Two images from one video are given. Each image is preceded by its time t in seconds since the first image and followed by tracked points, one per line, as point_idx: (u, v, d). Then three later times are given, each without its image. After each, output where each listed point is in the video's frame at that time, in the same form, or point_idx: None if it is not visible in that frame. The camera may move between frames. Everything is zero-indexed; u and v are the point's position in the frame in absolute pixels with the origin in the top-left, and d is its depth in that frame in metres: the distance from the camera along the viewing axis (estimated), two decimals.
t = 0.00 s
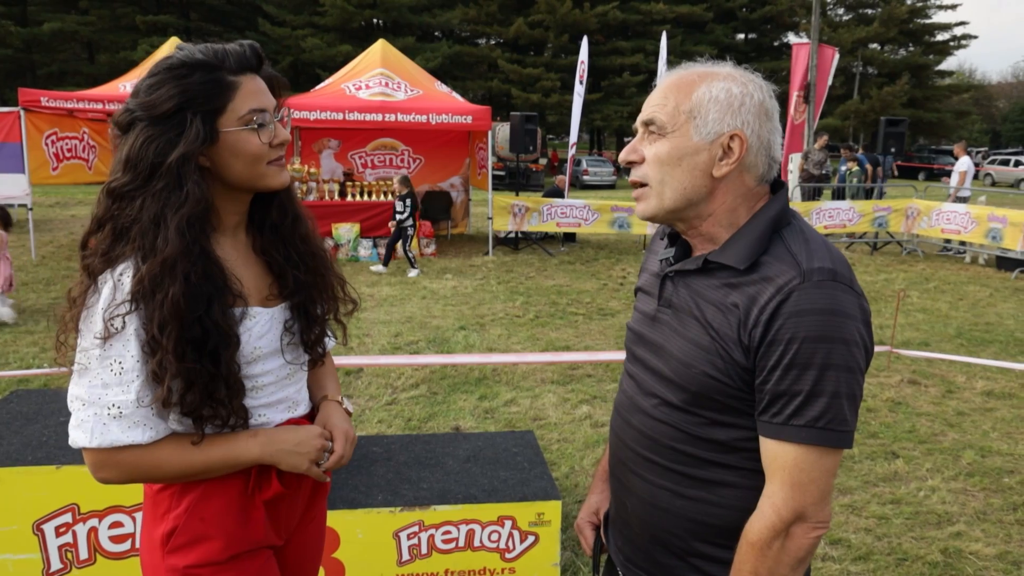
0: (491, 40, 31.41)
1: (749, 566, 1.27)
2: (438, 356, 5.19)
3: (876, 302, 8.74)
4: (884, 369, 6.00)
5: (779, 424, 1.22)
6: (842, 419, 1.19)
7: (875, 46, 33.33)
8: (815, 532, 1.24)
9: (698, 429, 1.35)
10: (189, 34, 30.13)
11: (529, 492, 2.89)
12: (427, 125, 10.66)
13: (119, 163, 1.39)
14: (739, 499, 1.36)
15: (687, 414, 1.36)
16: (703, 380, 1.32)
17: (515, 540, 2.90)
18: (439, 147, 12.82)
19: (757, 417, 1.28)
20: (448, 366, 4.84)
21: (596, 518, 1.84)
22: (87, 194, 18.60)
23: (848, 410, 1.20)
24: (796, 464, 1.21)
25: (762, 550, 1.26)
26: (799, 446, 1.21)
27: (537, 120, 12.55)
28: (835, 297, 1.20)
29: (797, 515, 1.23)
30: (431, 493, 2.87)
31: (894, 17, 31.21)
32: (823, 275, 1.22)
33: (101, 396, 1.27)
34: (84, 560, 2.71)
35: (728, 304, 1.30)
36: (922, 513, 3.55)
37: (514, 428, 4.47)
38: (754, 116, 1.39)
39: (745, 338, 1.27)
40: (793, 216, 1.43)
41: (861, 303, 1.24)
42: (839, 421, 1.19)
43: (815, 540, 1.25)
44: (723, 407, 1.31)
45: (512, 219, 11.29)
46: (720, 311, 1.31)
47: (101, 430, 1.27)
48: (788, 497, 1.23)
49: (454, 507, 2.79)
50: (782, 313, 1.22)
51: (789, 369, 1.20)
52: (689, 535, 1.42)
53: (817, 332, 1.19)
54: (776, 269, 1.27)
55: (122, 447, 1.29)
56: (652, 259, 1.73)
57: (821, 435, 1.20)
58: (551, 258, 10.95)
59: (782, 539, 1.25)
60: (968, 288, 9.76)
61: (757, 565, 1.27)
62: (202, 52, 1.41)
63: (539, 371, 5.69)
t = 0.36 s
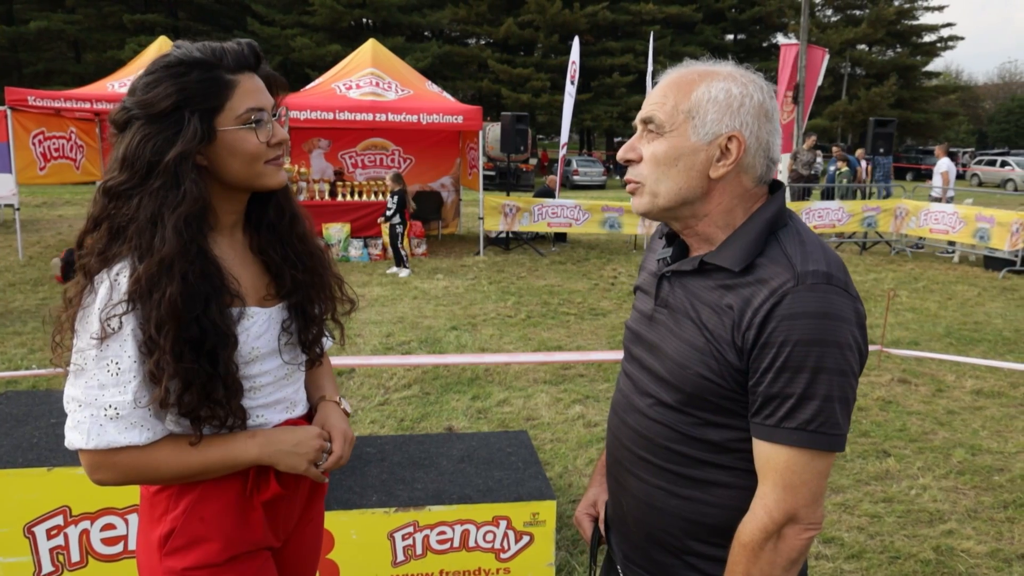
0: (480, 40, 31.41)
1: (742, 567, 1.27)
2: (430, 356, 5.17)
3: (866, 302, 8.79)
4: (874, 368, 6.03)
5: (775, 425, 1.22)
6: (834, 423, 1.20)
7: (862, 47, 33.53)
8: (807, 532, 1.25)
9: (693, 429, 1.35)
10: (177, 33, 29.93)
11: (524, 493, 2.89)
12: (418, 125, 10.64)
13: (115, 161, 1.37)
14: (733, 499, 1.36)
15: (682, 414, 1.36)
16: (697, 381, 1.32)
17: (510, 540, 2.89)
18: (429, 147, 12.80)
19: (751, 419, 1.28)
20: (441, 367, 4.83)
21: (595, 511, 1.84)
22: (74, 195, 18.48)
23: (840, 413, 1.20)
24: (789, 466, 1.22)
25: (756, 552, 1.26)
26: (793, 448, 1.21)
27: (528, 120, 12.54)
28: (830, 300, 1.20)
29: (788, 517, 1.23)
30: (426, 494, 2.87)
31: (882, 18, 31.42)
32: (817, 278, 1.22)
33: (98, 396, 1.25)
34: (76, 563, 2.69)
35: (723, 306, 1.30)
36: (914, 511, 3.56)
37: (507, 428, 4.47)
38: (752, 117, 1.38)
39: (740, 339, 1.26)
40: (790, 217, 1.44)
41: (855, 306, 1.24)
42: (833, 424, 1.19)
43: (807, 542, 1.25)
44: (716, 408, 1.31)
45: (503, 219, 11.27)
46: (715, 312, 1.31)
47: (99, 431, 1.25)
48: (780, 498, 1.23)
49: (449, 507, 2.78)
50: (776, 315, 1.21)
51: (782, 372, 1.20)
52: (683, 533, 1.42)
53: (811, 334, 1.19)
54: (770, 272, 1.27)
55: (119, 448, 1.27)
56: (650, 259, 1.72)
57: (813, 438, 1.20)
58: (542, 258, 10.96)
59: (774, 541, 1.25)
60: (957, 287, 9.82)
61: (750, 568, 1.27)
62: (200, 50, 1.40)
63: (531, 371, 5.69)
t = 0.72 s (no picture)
0: (471, 39, 31.43)
1: (750, 556, 1.26)
2: (424, 355, 5.18)
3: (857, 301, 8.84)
4: (865, 366, 6.07)
5: (777, 414, 1.23)
6: (839, 410, 1.20)
7: (852, 47, 33.74)
8: (814, 520, 1.24)
9: (695, 421, 1.36)
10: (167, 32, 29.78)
11: (520, 491, 2.89)
12: (411, 125, 10.64)
13: (117, 156, 1.37)
14: (737, 490, 1.36)
15: (686, 406, 1.36)
16: (701, 373, 1.33)
17: (506, 538, 2.91)
18: (421, 146, 12.79)
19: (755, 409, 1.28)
20: (435, 366, 4.83)
21: (591, 517, 1.84)
22: (63, 195, 18.37)
23: (844, 401, 1.21)
24: (795, 455, 1.21)
25: (762, 540, 1.25)
26: (797, 437, 1.21)
27: (520, 120, 12.56)
28: (831, 290, 1.22)
29: (795, 504, 1.23)
30: (422, 492, 2.87)
31: (871, 18, 31.64)
32: (819, 268, 1.23)
33: (99, 392, 1.24)
34: (71, 563, 2.69)
35: (725, 299, 1.31)
36: (906, 507, 3.59)
37: (501, 427, 4.48)
38: (754, 113, 1.39)
39: (743, 331, 1.27)
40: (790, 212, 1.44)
41: (857, 297, 1.25)
42: (837, 411, 1.20)
43: (813, 528, 1.24)
44: (720, 400, 1.32)
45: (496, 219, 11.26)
46: (717, 304, 1.32)
47: (100, 427, 1.25)
48: (787, 487, 1.22)
49: (445, 505, 2.79)
50: (780, 306, 1.22)
51: (787, 361, 1.21)
52: (687, 527, 1.42)
53: (811, 324, 1.20)
54: (772, 263, 1.28)
55: (121, 444, 1.26)
56: (649, 256, 1.73)
57: (818, 425, 1.20)
58: (535, 258, 10.97)
59: (780, 530, 1.24)
60: (947, 286, 9.89)
61: (760, 556, 1.25)
62: (203, 47, 1.40)
63: (524, 371, 5.69)
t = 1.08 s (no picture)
0: (464, 40, 31.50)
1: (739, 541, 1.21)
2: (419, 354, 5.23)
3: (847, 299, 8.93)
4: (855, 364, 6.14)
5: (767, 399, 1.18)
6: (824, 392, 1.16)
7: (843, 48, 33.95)
8: (800, 500, 1.19)
9: (688, 407, 1.28)
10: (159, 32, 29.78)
11: (514, 485, 2.94)
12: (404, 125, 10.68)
13: (126, 156, 1.41)
14: (729, 476, 1.28)
15: (679, 393, 1.29)
16: (694, 358, 1.26)
17: (501, 532, 2.96)
18: (415, 146, 12.83)
19: (745, 394, 1.23)
20: (430, 364, 4.87)
21: (580, 513, 1.72)
22: (56, 195, 18.37)
23: (830, 382, 1.17)
24: (781, 435, 1.18)
25: (751, 519, 1.20)
26: (785, 418, 1.17)
27: (513, 120, 12.61)
28: (819, 281, 1.18)
29: (781, 484, 1.19)
30: (418, 486, 2.92)
31: (862, 19, 31.86)
32: (807, 259, 1.20)
33: (109, 384, 1.29)
34: (71, 556, 2.77)
35: (716, 287, 1.26)
36: (893, 502, 3.66)
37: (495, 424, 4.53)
38: (730, 115, 1.37)
39: (734, 317, 1.22)
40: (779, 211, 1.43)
41: (842, 285, 1.22)
42: (823, 394, 1.16)
43: (800, 508, 1.20)
44: (714, 384, 1.25)
45: (489, 219, 11.31)
46: (708, 293, 1.26)
47: (110, 417, 1.29)
48: (775, 467, 1.18)
49: (440, 500, 2.83)
50: (769, 293, 1.18)
51: (776, 345, 1.17)
52: (679, 511, 1.33)
53: (801, 310, 1.16)
54: (762, 254, 1.23)
55: (130, 434, 1.31)
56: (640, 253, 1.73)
57: (805, 407, 1.16)
58: (528, 258, 11.01)
59: (768, 508, 1.19)
60: (936, 285, 9.99)
61: (749, 537, 1.20)
62: (207, 50, 1.44)
63: (518, 369, 5.75)
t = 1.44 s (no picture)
0: (463, 41, 31.61)
1: (711, 521, 1.28)
2: (418, 352, 5.32)
3: (842, 299, 9.03)
4: (848, 362, 6.23)
5: (739, 388, 1.25)
6: (792, 383, 1.23)
7: (841, 48, 34.08)
8: (767, 482, 1.27)
9: (668, 397, 1.35)
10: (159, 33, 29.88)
11: (509, 479, 3.03)
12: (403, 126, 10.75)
13: (140, 161, 1.49)
14: (706, 461, 1.35)
15: (659, 383, 1.36)
16: (673, 351, 1.33)
17: (496, 523, 3.05)
18: (414, 148, 12.91)
19: (719, 385, 1.30)
20: (428, 362, 4.95)
21: (568, 493, 1.76)
22: (55, 195, 18.44)
23: (797, 375, 1.24)
24: (752, 423, 1.24)
25: (722, 501, 1.27)
26: (756, 408, 1.23)
27: (511, 121, 12.70)
28: (788, 280, 1.24)
29: (752, 468, 1.26)
30: (415, 480, 3.00)
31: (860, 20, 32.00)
32: (778, 259, 1.26)
33: (123, 375, 1.37)
34: (79, 547, 2.86)
35: (695, 285, 1.32)
36: (880, 496, 3.74)
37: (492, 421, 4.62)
38: (706, 126, 1.43)
39: (710, 313, 1.28)
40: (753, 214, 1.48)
41: (811, 285, 1.28)
42: (791, 385, 1.23)
43: (768, 491, 1.27)
44: (692, 375, 1.31)
45: (487, 219, 11.40)
46: (687, 290, 1.32)
47: (124, 407, 1.37)
48: (746, 452, 1.25)
49: (437, 492, 2.92)
50: (743, 291, 1.24)
51: (748, 340, 1.23)
52: (657, 493, 1.40)
53: (772, 308, 1.23)
54: (737, 254, 1.29)
55: (143, 422, 1.39)
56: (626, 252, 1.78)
57: (774, 397, 1.23)
58: (526, 258, 11.09)
59: (738, 491, 1.27)
60: (931, 285, 10.07)
61: (722, 516, 1.28)
62: (215, 62, 1.53)
63: (515, 368, 5.84)
